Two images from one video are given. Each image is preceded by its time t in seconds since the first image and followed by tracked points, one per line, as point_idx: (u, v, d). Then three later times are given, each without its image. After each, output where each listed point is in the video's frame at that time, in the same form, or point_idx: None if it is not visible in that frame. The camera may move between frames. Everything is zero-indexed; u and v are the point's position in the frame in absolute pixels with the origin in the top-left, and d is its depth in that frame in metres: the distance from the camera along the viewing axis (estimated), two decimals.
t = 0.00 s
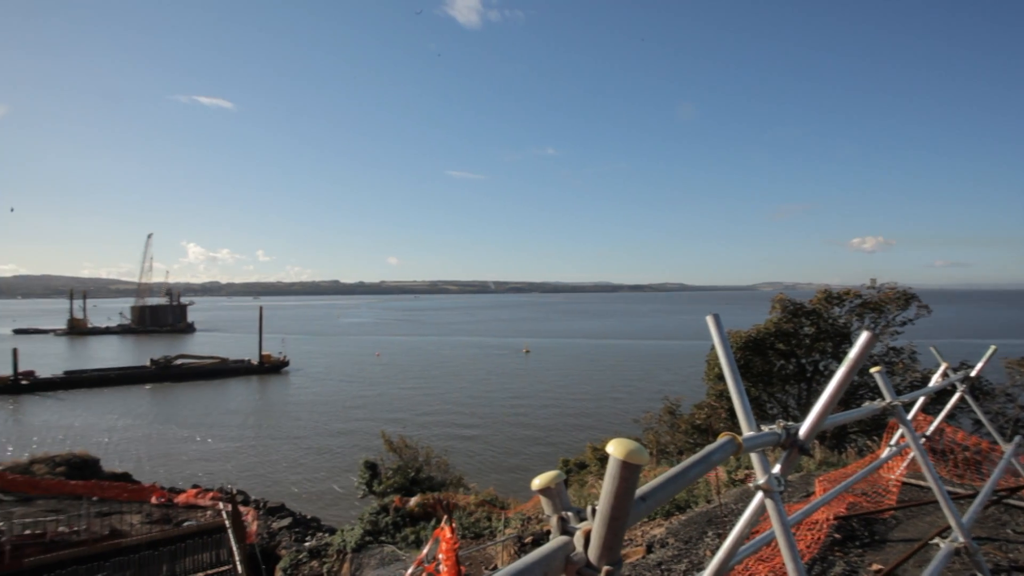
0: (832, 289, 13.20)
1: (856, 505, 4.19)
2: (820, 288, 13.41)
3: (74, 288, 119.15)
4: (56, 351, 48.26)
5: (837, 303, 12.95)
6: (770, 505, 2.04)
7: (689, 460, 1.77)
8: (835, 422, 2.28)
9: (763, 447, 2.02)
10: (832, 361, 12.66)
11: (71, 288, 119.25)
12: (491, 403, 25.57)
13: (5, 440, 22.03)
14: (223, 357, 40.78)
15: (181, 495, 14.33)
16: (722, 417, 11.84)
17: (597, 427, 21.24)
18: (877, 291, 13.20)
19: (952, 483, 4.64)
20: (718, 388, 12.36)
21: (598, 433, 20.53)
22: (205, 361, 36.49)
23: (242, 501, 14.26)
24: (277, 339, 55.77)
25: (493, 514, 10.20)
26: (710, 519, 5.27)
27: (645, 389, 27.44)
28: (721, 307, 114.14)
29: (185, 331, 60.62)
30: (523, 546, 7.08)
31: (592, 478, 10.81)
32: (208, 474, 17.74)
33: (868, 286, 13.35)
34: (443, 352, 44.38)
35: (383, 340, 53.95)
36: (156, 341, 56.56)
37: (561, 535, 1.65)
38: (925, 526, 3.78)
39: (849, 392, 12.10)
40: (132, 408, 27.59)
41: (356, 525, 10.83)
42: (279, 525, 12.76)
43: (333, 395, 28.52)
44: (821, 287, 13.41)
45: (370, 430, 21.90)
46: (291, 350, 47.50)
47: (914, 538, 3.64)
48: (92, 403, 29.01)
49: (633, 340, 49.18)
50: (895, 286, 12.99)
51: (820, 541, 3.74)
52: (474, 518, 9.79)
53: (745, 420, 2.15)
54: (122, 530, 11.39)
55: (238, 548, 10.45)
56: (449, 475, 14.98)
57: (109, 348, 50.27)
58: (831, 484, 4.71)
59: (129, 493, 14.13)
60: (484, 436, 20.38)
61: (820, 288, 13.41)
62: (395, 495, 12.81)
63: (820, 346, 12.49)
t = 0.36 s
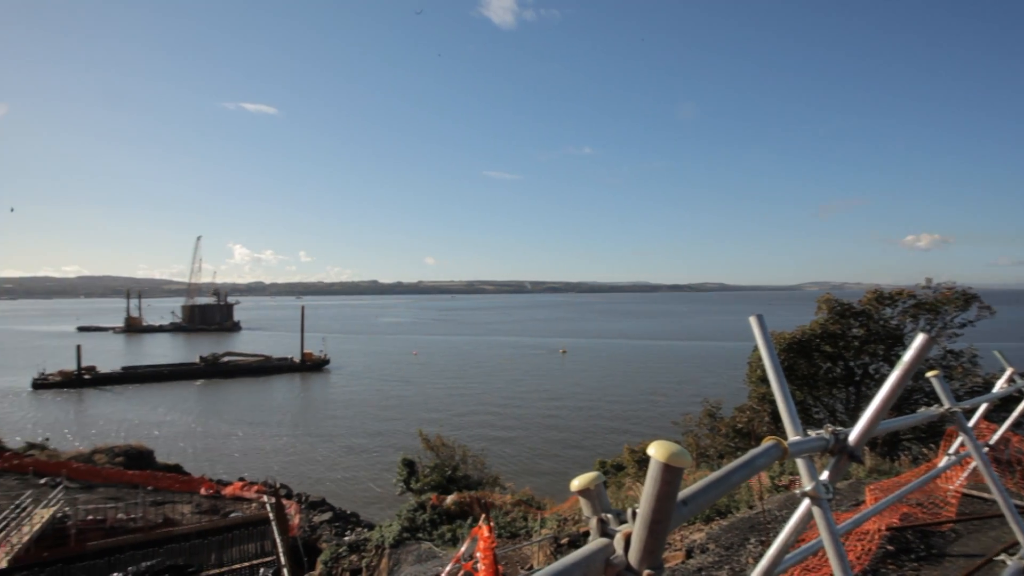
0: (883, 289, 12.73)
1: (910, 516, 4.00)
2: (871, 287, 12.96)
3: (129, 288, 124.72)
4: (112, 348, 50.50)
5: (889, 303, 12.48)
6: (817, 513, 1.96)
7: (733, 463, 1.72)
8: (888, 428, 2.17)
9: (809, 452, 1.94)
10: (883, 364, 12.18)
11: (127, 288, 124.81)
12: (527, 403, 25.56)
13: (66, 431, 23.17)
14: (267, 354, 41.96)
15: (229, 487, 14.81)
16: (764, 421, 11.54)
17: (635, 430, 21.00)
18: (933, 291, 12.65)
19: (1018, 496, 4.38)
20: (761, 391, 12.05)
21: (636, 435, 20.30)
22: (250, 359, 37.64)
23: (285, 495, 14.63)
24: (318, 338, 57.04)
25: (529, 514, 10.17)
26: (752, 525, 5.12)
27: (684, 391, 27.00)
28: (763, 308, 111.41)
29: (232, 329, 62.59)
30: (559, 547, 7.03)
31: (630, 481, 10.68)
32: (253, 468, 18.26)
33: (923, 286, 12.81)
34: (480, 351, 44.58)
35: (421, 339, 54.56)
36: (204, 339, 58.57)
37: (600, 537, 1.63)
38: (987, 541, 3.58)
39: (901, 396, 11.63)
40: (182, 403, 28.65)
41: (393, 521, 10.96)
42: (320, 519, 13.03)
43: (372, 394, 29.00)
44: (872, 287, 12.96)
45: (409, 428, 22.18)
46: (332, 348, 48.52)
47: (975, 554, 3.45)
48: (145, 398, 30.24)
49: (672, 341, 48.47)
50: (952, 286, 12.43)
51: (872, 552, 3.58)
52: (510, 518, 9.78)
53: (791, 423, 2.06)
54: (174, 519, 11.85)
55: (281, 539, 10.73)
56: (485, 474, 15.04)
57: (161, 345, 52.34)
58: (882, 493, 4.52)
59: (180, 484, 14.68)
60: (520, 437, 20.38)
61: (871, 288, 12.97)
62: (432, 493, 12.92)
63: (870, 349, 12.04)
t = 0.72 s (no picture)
0: (942, 289, 12.16)
1: (971, 530, 3.78)
2: (928, 287, 12.41)
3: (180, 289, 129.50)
4: (165, 345, 52.61)
5: (947, 304, 11.90)
6: (869, 523, 1.86)
7: (780, 469, 1.66)
8: (946, 435, 2.05)
9: (862, 459, 1.85)
10: (941, 368, 11.61)
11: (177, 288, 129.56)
12: (565, 404, 25.45)
13: (122, 424, 24.22)
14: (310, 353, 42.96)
15: (274, 481, 15.20)
16: (811, 425, 11.19)
17: (675, 432, 20.64)
18: (996, 292, 12.01)
19: None
20: (808, 394, 11.68)
21: (675, 438, 19.94)
22: (294, 357, 38.63)
23: (326, 490, 14.92)
24: (358, 337, 58.07)
25: (566, 516, 10.10)
26: (798, 533, 4.95)
27: (725, 393, 26.44)
28: (808, 309, 108.17)
29: (276, 328, 64.33)
30: (596, 549, 6.95)
31: (669, 484, 10.50)
32: (296, 463, 18.72)
33: (985, 287, 12.17)
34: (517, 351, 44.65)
35: (458, 339, 54.96)
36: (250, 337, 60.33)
37: (642, 540, 1.60)
38: None
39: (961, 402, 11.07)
40: (230, 399, 29.60)
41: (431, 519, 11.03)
42: (359, 514, 13.24)
43: (411, 392, 29.37)
44: (928, 286, 12.40)
45: (447, 426, 22.35)
46: (371, 347, 49.31)
47: None
48: (195, 393, 31.37)
49: (713, 342, 47.52)
50: (1018, 286, 11.76)
51: (929, 567, 3.40)
52: (547, 518, 9.73)
53: (840, 428, 1.97)
54: (222, 510, 12.25)
55: (323, 533, 10.92)
56: (522, 474, 15.03)
57: (209, 343, 54.17)
58: (940, 504, 4.29)
59: (228, 476, 15.15)
60: (558, 438, 20.31)
61: (927, 287, 12.42)
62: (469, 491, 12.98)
63: (927, 352, 11.51)
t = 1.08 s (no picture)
0: (1000, 291, 11.64)
1: None
2: (985, 289, 11.89)
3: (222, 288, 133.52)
4: (209, 343, 54.34)
5: (1007, 306, 11.36)
6: (922, 534, 1.76)
7: (826, 474, 1.60)
8: (1007, 445, 1.93)
9: (914, 466, 1.76)
10: (1000, 373, 11.06)
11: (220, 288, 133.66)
12: (599, 405, 25.30)
13: (169, 418, 25.08)
14: (346, 352, 43.75)
15: (312, 477, 15.50)
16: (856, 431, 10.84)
17: (711, 436, 20.29)
18: None
19: None
20: (853, 398, 11.30)
21: (712, 442, 19.59)
22: (331, 355, 39.39)
23: (362, 486, 15.14)
24: (394, 336, 58.87)
25: (600, 517, 10.00)
26: (843, 542, 4.77)
27: (764, 396, 25.88)
28: (851, 310, 105.03)
29: (314, 327, 65.81)
30: (630, 552, 6.87)
31: (706, 487, 10.31)
32: (333, 460, 19.07)
33: None
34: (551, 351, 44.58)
35: (492, 339, 55.21)
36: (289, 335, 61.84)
37: (680, 544, 1.57)
38: None
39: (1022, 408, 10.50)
40: (270, 396, 30.33)
41: (465, 517, 11.07)
42: (394, 511, 13.37)
43: (445, 391, 29.59)
44: (986, 288, 11.89)
45: (480, 425, 22.44)
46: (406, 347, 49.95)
47: None
48: (237, 390, 32.26)
49: (751, 343, 46.54)
50: None
51: None
52: (580, 519, 9.65)
53: (889, 434, 1.88)
54: (263, 504, 12.54)
55: (358, 528, 11.06)
56: (556, 475, 14.98)
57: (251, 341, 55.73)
58: (999, 518, 4.07)
59: (269, 471, 15.52)
60: (592, 439, 20.20)
61: (984, 289, 11.90)
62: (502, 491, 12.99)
63: (984, 355, 11.00)
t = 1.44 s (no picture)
0: None
1: None
2: None
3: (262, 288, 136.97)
4: (249, 341, 55.81)
5: None
6: (979, 548, 1.64)
7: (875, 481, 1.53)
8: None
9: (970, 477, 1.66)
10: None
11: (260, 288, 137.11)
12: (633, 406, 25.07)
13: (211, 414, 25.81)
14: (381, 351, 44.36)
15: (347, 473, 15.71)
16: (904, 437, 10.44)
17: (748, 439, 19.85)
18: None
19: None
20: (900, 402, 10.90)
21: (749, 446, 19.16)
22: (366, 354, 40.03)
23: (395, 483, 15.30)
24: (428, 335, 59.43)
25: (634, 520, 9.86)
26: (890, 554, 4.55)
27: (804, 399, 25.22)
28: (896, 311, 101.43)
29: (349, 326, 67.17)
30: (664, 556, 6.74)
31: (743, 492, 10.06)
32: (368, 457, 19.34)
33: None
34: (585, 351, 44.32)
35: (525, 339, 55.24)
36: (326, 334, 63.08)
37: (719, 549, 1.53)
38: None
39: None
40: (307, 393, 30.93)
41: (497, 517, 11.05)
42: (427, 509, 13.45)
43: (478, 391, 29.70)
44: None
45: (513, 425, 22.44)
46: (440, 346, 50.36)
47: None
48: (275, 387, 33.00)
49: (791, 345, 45.39)
50: None
51: None
52: (613, 521, 9.54)
53: (942, 442, 1.78)
54: (300, 498, 12.79)
55: (393, 525, 11.17)
56: (589, 476, 14.86)
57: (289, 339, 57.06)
58: None
59: (306, 466, 15.83)
60: (626, 441, 20.00)
61: None
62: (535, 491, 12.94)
63: None
